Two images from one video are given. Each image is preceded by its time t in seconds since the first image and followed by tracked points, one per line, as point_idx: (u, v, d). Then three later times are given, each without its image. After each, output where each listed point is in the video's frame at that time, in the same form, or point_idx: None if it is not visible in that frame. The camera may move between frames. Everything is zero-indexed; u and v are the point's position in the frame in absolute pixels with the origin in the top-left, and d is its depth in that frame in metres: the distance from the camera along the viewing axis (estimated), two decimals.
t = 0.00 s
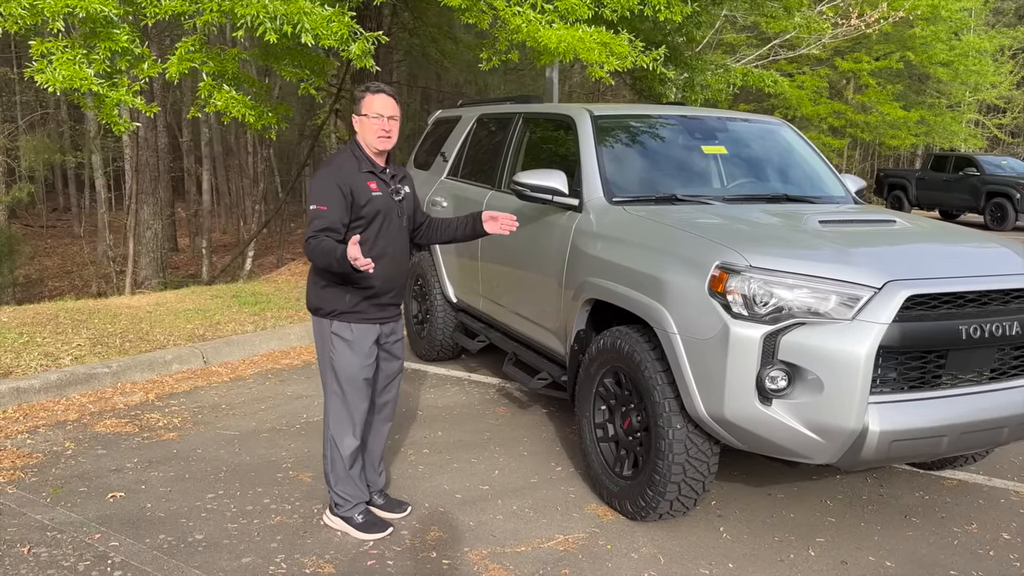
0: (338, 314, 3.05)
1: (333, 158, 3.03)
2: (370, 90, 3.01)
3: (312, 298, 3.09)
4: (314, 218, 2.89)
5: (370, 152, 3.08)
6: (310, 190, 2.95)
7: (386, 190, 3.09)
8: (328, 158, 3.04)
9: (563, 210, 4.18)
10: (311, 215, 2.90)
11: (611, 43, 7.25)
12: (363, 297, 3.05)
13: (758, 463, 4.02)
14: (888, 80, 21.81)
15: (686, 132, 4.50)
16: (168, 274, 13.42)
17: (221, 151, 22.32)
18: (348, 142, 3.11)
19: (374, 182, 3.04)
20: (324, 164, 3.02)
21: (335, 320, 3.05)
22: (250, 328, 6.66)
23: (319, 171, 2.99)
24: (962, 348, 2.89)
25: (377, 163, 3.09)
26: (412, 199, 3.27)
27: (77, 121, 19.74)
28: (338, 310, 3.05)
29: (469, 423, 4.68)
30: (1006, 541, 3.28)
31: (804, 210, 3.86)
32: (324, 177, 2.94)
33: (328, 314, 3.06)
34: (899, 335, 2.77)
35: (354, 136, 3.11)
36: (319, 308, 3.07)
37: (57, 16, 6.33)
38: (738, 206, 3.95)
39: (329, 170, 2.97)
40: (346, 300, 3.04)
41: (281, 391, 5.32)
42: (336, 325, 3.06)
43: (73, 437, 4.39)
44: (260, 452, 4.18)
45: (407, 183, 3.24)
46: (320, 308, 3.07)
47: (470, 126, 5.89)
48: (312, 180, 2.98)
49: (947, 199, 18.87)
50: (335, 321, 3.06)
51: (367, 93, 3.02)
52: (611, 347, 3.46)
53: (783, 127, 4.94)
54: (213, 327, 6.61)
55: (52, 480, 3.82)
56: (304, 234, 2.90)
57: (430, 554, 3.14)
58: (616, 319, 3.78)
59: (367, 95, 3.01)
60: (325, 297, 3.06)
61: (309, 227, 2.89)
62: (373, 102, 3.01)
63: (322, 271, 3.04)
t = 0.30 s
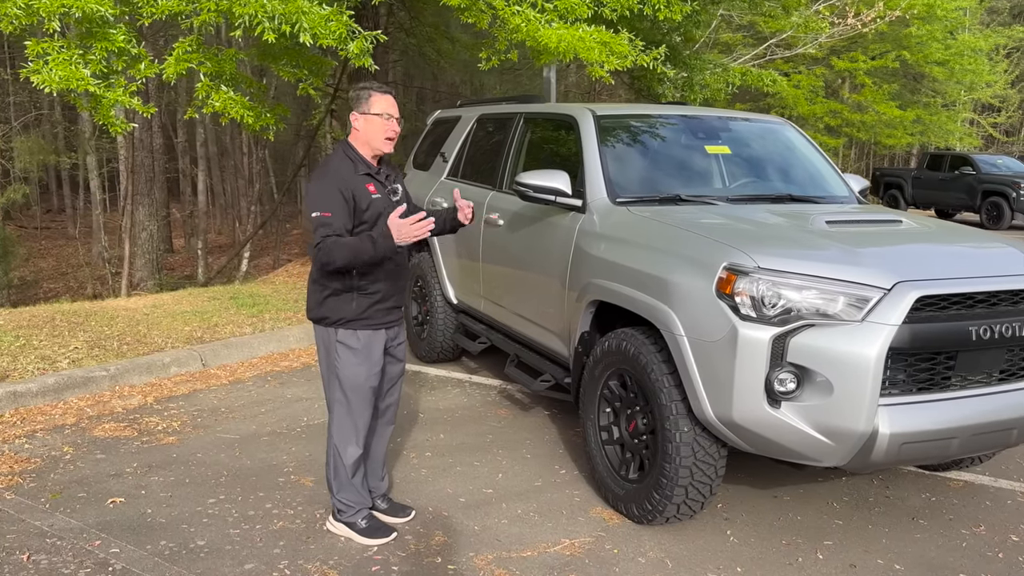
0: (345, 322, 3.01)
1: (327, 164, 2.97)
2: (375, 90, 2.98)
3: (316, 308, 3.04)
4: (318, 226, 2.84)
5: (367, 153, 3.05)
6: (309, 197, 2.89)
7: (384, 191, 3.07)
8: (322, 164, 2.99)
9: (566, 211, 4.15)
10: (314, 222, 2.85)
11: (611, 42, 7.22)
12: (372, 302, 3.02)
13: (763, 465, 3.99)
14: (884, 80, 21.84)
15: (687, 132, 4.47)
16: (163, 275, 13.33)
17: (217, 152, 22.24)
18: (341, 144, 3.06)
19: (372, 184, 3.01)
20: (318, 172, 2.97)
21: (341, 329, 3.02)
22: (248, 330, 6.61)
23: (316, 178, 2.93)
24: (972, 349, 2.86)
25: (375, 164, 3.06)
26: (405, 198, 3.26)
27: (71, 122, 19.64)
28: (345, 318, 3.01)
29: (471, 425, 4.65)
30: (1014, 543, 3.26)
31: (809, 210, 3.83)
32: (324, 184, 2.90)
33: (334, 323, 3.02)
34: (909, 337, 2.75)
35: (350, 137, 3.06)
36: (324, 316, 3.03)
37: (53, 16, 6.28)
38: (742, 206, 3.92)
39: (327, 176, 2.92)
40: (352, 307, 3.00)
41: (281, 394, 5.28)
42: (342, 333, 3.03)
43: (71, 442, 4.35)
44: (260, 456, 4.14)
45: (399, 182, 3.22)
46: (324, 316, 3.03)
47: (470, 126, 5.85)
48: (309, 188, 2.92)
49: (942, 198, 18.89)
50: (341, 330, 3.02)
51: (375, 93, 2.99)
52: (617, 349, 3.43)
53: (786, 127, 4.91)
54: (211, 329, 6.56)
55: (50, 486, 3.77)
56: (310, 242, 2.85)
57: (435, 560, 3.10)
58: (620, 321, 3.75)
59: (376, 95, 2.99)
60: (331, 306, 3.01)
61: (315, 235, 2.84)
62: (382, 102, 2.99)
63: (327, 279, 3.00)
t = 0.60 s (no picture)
0: (348, 329, 2.99)
1: (328, 170, 2.92)
2: (385, 99, 2.97)
3: (317, 316, 3.01)
4: (329, 235, 2.82)
5: (366, 157, 3.04)
6: (316, 206, 2.85)
7: (383, 194, 3.05)
8: (322, 170, 2.92)
9: (567, 213, 4.12)
10: (324, 231, 2.82)
11: (610, 43, 7.21)
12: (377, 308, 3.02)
13: (766, 468, 3.97)
14: (879, 81, 21.89)
15: (687, 133, 4.45)
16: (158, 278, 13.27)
17: (211, 154, 22.15)
18: (340, 148, 3.01)
19: (374, 188, 2.99)
20: (320, 178, 2.90)
21: (343, 336, 3.00)
22: (245, 333, 6.57)
23: (320, 186, 2.87)
24: (979, 352, 2.85)
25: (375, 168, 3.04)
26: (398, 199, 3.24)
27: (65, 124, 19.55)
28: (348, 325, 2.99)
29: (471, 429, 4.62)
30: (1020, 546, 3.24)
31: (812, 212, 3.81)
32: (331, 192, 2.85)
33: (336, 331, 2.99)
34: (916, 339, 2.73)
35: (350, 140, 3.03)
36: (325, 324, 3.00)
37: (48, 18, 6.23)
38: (744, 208, 3.91)
39: (332, 183, 2.87)
40: (356, 315, 2.99)
41: (279, 398, 5.24)
42: (344, 341, 3.00)
43: (68, 447, 4.30)
44: (260, 461, 4.11)
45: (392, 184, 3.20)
46: (326, 324, 3.00)
47: (468, 128, 5.83)
48: (313, 196, 2.87)
49: (937, 199, 18.94)
50: (343, 337, 3.00)
51: (384, 100, 2.98)
52: (620, 353, 3.40)
53: (787, 128, 4.89)
54: (208, 333, 6.52)
55: (48, 492, 3.73)
56: (321, 251, 2.82)
57: (438, 566, 3.08)
58: (623, 323, 3.73)
59: (385, 103, 2.97)
60: (334, 314, 2.99)
61: (327, 244, 2.82)
62: (390, 111, 2.99)
63: (330, 287, 2.96)
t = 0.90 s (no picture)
0: (349, 335, 2.97)
1: (334, 173, 2.88)
2: (394, 109, 2.96)
3: (317, 322, 2.98)
4: (338, 240, 2.80)
5: (369, 163, 3.01)
6: (323, 210, 2.82)
7: (385, 200, 3.05)
8: (328, 174, 2.89)
9: (566, 216, 4.10)
10: (332, 235, 2.80)
11: (607, 46, 7.20)
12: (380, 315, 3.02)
13: (766, 472, 3.95)
14: (873, 83, 21.95)
15: (685, 135, 4.43)
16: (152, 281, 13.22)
17: (205, 157, 22.08)
18: (344, 152, 2.97)
19: (377, 194, 2.99)
20: (326, 182, 2.87)
21: (343, 341, 2.98)
22: (241, 337, 6.54)
23: (328, 190, 2.84)
24: (982, 354, 2.84)
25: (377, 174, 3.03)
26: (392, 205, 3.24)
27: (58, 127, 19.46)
28: (349, 331, 2.97)
29: (469, 432, 4.60)
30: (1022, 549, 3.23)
31: (812, 214, 3.80)
32: (339, 197, 2.83)
33: (336, 337, 2.97)
34: (920, 342, 2.72)
35: (353, 145, 3.00)
36: (325, 331, 2.98)
37: (42, 20, 6.19)
38: (745, 210, 3.89)
39: (339, 187, 2.85)
40: (357, 321, 2.97)
41: (276, 402, 5.21)
42: (345, 347, 2.98)
43: (63, 453, 4.27)
44: (257, 466, 4.08)
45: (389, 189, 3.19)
46: (325, 330, 2.98)
47: (466, 131, 5.80)
48: (321, 200, 2.84)
49: (931, 200, 18.98)
50: (343, 343, 2.98)
51: (392, 108, 2.96)
52: (620, 357, 3.38)
53: (785, 130, 4.89)
54: (204, 336, 6.48)
55: (43, 498, 3.69)
56: (329, 256, 2.80)
57: (438, 572, 3.05)
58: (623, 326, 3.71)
59: (392, 111, 2.96)
60: (335, 319, 2.96)
61: (334, 249, 2.80)
62: (396, 119, 2.97)
63: (331, 293, 2.94)
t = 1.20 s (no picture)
0: (348, 338, 2.95)
1: (335, 177, 2.86)
2: (393, 111, 2.94)
3: (316, 325, 2.96)
4: (342, 246, 2.78)
5: (369, 165, 2.99)
6: (327, 215, 2.80)
7: (384, 203, 3.03)
8: (330, 178, 2.87)
9: (565, 218, 4.08)
10: (336, 240, 2.78)
11: (604, 47, 7.20)
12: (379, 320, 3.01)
13: (766, 475, 3.94)
14: (868, 85, 22.00)
15: (683, 137, 4.42)
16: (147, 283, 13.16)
17: (200, 159, 22.01)
18: (344, 155, 2.95)
19: (378, 197, 2.97)
20: (329, 186, 2.85)
21: (341, 345, 2.96)
22: (238, 339, 6.51)
23: (331, 195, 2.82)
24: (982, 356, 2.83)
25: (378, 177, 3.01)
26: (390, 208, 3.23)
27: (53, 129, 19.38)
28: (348, 335, 2.95)
29: (467, 435, 4.58)
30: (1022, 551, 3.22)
31: (812, 216, 3.79)
32: (343, 201, 2.82)
33: (335, 340, 2.95)
34: (921, 344, 2.71)
35: (353, 148, 2.98)
36: (324, 334, 2.96)
37: (37, 21, 6.16)
38: (744, 212, 3.89)
39: (343, 192, 2.83)
40: (356, 325, 2.95)
41: (273, 405, 5.19)
42: (343, 350, 2.96)
43: (58, 456, 4.23)
44: (254, 470, 4.05)
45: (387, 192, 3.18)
46: (324, 334, 2.96)
47: (463, 133, 5.79)
48: (324, 204, 2.81)
49: (926, 202, 19.02)
50: (342, 346, 2.96)
51: (390, 109, 2.94)
52: (620, 359, 3.37)
53: (783, 131, 4.88)
54: (200, 339, 6.44)
55: (39, 503, 3.66)
56: (333, 262, 2.77)
57: None
58: (622, 328, 3.70)
59: (391, 112, 2.94)
60: (334, 323, 2.94)
61: (337, 254, 2.78)
62: (394, 119, 2.95)
63: (331, 297, 2.92)
